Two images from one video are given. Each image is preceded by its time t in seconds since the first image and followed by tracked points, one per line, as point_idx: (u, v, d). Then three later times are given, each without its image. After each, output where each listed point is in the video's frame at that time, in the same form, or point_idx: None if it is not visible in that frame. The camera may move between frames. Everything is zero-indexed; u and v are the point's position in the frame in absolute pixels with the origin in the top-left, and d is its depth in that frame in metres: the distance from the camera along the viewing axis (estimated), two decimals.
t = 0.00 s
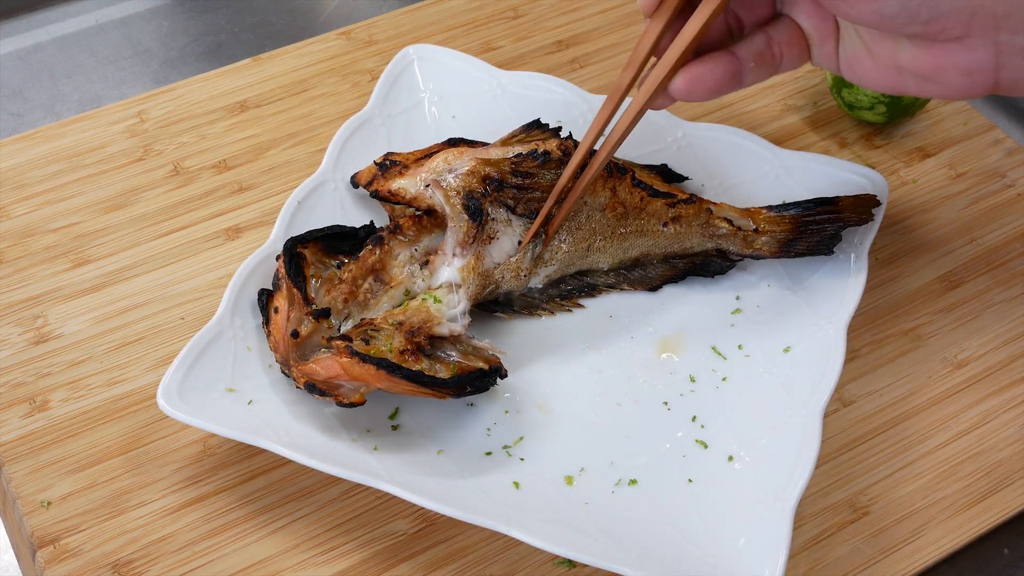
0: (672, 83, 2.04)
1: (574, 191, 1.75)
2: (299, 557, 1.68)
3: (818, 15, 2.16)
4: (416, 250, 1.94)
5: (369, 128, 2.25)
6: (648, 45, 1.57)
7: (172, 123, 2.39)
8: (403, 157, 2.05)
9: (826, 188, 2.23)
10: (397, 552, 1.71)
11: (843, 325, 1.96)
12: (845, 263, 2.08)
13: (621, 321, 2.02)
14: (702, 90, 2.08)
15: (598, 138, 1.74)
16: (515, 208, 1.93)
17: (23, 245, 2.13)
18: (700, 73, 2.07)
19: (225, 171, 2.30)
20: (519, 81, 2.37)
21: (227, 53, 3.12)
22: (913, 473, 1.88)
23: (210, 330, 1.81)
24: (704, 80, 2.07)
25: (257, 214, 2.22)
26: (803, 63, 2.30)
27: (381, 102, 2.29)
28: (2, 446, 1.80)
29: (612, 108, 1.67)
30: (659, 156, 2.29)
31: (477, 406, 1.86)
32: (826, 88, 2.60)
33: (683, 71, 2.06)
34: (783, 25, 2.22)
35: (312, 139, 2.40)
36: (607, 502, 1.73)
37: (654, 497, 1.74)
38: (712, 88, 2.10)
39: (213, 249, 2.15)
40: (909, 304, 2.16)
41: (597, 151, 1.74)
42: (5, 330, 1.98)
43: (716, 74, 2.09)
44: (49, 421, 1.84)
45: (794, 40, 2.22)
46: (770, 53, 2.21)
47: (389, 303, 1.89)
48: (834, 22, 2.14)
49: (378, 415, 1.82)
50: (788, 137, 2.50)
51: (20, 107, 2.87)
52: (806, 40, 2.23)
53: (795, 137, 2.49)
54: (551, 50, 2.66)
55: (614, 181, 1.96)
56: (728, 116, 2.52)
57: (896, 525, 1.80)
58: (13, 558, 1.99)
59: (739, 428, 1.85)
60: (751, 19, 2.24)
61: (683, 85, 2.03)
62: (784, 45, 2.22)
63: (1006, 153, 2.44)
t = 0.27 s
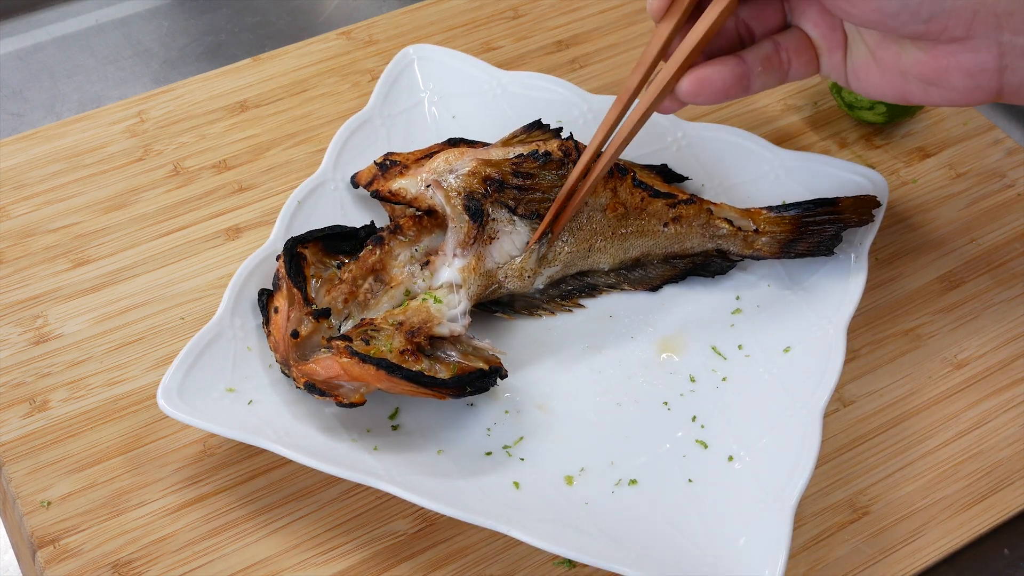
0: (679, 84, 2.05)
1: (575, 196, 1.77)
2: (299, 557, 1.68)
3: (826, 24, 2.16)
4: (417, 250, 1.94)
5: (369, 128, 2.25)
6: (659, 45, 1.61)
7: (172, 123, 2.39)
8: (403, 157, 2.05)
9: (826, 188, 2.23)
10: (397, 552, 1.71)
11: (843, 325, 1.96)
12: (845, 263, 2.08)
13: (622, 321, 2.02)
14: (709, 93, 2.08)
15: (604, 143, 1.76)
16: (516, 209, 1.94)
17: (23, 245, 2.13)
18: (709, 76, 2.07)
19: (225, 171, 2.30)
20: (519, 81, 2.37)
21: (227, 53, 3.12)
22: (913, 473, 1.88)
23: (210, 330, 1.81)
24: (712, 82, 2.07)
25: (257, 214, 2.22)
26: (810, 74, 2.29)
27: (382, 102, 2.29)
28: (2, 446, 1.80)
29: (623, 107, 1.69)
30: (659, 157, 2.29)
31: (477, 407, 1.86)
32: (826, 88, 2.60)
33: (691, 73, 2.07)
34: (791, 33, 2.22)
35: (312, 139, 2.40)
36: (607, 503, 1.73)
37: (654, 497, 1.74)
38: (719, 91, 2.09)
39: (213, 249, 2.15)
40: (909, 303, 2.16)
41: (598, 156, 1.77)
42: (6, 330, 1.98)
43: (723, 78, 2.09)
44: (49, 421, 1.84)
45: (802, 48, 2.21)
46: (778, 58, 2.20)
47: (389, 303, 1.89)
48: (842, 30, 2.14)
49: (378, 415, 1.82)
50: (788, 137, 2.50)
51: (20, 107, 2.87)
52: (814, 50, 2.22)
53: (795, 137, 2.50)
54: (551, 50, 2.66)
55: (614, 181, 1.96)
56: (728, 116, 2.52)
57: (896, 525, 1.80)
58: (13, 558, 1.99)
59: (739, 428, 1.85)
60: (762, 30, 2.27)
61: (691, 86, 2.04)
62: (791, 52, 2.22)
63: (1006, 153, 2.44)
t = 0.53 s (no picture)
0: (690, 79, 2.04)
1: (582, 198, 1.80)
2: (299, 557, 1.68)
3: (835, 19, 2.18)
4: (418, 251, 1.94)
5: (369, 128, 2.25)
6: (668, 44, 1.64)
7: (172, 123, 2.39)
8: (403, 158, 2.05)
9: (826, 188, 2.23)
10: (397, 552, 1.71)
11: (843, 325, 1.96)
12: (845, 263, 2.08)
13: (622, 322, 2.02)
14: (718, 88, 2.08)
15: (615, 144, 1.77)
16: (517, 209, 1.94)
17: (23, 245, 2.13)
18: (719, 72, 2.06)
19: (225, 171, 2.30)
20: (519, 81, 2.37)
21: (227, 53, 3.12)
22: (913, 473, 1.88)
23: (211, 330, 1.81)
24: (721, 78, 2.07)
25: (257, 214, 2.22)
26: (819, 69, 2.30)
27: (382, 102, 2.29)
28: (2, 446, 1.80)
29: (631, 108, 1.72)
30: (660, 157, 2.29)
31: (477, 407, 1.86)
32: (826, 88, 2.60)
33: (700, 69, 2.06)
34: (800, 29, 2.23)
35: (312, 139, 2.40)
36: (607, 503, 1.73)
37: (654, 497, 1.74)
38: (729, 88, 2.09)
39: (213, 249, 2.15)
40: (909, 303, 2.16)
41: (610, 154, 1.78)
42: (5, 330, 1.98)
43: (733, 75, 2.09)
44: (48, 421, 1.84)
45: (810, 44, 2.22)
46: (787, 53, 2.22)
47: (389, 304, 1.89)
48: (850, 24, 2.16)
49: (378, 415, 1.82)
50: (788, 137, 2.50)
51: (20, 107, 2.87)
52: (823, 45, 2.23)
53: (795, 137, 2.50)
54: (551, 50, 2.66)
55: (615, 181, 1.96)
56: (728, 116, 2.52)
57: (896, 525, 1.80)
58: (13, 559, 1.99)
59: (739, 428, 1.85)
60: (772, 27, 2.30)
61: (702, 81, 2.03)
62: (801, 47, 2.23)
63: (1006, 153, 2.44)
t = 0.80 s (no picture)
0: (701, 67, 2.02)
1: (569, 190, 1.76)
2: (299, 557, 1.68)
3: None
4: (418, 251, 1.93)
5: (369, 128, 2.25)
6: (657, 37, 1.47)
7: (172, 123, 2.39)
8: (403, 158, 2.06)
9: (826, 188, 2.23)
10: (397, 552, 1.71)
11: (843, 325, 1.96)
12: (845, 263, 2.08)
13: (622, 321, 2.02)
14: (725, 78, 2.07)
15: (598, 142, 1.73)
16: (515, 207, 1.93)
17: (22, 245, 2.13)
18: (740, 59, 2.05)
19: (225, 171, 2.30)
20: (519, 81, 2.37)
21: (227, 53, 3.12)
22: (913, 473, 1.88)
23: (211, 330, 1.81)
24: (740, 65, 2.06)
25: (257, 214, 2.22)
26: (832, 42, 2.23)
27: (382, 102, 2.29)
28: (2, 446, 1.80)
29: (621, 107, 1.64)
30: (660, 156, 2.29)
31: (477, 407, 1.86)
32: (826, 88, 2.60)
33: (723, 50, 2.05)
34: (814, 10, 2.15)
35: (312, 139, 2.40)
36: (607, 503, 1.73)
37: (654, 497, 1.74)
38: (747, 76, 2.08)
39: (213, 249, 2.15)
40: (909, 304, 2.16)
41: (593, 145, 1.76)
42: (6, 330, 1.98)
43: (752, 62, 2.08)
44: (49, 421, 1.84)
45: (824, 26, 2.15)
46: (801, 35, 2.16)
47: (390, 305, 1.89)
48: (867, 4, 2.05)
49: (378, 415, 1.82)
50: (788, 137, 2.50)
51: (20, 107, 2.87)
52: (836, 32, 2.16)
53: (795, 137, 2.50)
54: (551, 50, 2.66)
55: (615, 181, 1.97)
56: (728, 116, 2.52)
57: (896, 525, 1.80)
58: (13, 559, 1.99)
59: (738, 428, 1.85)
60: None
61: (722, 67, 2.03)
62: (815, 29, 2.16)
63: (1006, 153, 2.44)
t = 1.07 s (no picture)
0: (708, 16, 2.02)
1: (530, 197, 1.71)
2: (299, 557, 1.68)
3: None
4: (417, 252, 1.93)
5: (369, 128, 2.25)
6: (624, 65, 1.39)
7: (172, 123, 2.39)
8: (403, 158, 2.06)
9: (826, 188, 2.23)
10: (397, 552, 1.71)
11: (843, 324, 1.96)
12: (845, 263, 2.08)
13: (621, 322, 2.02)
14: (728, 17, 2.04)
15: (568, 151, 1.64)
16: (514, 210, 1.91)
17: (22, 245, 2.13)
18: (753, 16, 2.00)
19: (225, 171, 2.30)
20: (519, 81, 2.36)
21: (227, 53, 3.12)
22: (913, 473, 1.88)
23: (211, 329, 1.81)
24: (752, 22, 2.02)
25: (257, 214, 2.22)
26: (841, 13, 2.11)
27: (382, 102, 2.29)
28: (2, 446, 1.80)
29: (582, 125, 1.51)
30: (660, 156, 2.29)
31: (477, 407, 1.86)
32: (826, 88, 2.60)
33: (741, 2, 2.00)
34: None
35: (312, 139, 2.40)
36: (607, 503, 1.73)
37: (654, 497, 1.74)
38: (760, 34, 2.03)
39: (213, 249, 2.15)
40: (909, 304, 2.16)
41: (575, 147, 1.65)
42: (6, 330, 1.98)
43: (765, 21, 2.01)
44: (49, 421, 1.84)
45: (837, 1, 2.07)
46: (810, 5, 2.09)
47: (389, 306, 1.89)
48: None
49: (378, 415, 1.82)
50: (788, 137, 2.50)
51: (20, 107, 2.86)
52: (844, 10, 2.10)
53: (795, 137, 2.50)
54: (551, 50, 2.66)
55: (615, 183, 1.97)
56: (728, 116, 2.52)
57: (896, 525, 1.80)
58: (13, 558, 1.99)
59: (739, 428, 1.85)
60: None
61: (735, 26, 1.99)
62: None
63: (1006, 153, 2.44)
